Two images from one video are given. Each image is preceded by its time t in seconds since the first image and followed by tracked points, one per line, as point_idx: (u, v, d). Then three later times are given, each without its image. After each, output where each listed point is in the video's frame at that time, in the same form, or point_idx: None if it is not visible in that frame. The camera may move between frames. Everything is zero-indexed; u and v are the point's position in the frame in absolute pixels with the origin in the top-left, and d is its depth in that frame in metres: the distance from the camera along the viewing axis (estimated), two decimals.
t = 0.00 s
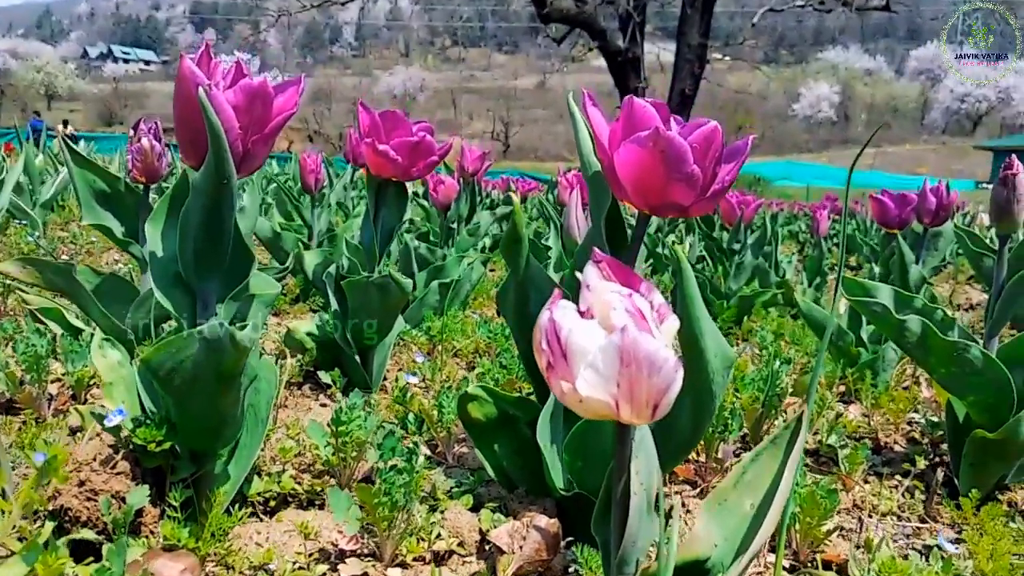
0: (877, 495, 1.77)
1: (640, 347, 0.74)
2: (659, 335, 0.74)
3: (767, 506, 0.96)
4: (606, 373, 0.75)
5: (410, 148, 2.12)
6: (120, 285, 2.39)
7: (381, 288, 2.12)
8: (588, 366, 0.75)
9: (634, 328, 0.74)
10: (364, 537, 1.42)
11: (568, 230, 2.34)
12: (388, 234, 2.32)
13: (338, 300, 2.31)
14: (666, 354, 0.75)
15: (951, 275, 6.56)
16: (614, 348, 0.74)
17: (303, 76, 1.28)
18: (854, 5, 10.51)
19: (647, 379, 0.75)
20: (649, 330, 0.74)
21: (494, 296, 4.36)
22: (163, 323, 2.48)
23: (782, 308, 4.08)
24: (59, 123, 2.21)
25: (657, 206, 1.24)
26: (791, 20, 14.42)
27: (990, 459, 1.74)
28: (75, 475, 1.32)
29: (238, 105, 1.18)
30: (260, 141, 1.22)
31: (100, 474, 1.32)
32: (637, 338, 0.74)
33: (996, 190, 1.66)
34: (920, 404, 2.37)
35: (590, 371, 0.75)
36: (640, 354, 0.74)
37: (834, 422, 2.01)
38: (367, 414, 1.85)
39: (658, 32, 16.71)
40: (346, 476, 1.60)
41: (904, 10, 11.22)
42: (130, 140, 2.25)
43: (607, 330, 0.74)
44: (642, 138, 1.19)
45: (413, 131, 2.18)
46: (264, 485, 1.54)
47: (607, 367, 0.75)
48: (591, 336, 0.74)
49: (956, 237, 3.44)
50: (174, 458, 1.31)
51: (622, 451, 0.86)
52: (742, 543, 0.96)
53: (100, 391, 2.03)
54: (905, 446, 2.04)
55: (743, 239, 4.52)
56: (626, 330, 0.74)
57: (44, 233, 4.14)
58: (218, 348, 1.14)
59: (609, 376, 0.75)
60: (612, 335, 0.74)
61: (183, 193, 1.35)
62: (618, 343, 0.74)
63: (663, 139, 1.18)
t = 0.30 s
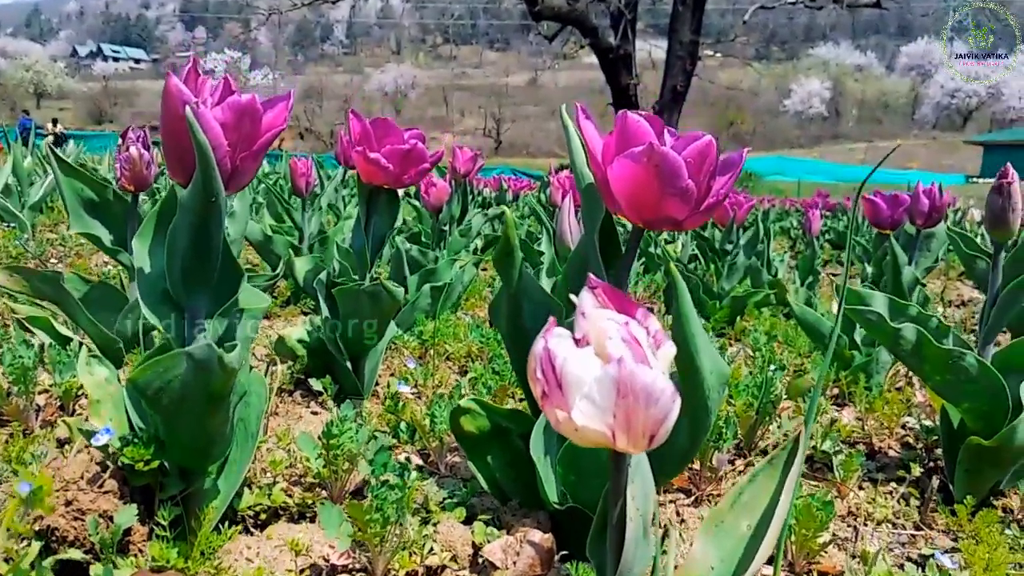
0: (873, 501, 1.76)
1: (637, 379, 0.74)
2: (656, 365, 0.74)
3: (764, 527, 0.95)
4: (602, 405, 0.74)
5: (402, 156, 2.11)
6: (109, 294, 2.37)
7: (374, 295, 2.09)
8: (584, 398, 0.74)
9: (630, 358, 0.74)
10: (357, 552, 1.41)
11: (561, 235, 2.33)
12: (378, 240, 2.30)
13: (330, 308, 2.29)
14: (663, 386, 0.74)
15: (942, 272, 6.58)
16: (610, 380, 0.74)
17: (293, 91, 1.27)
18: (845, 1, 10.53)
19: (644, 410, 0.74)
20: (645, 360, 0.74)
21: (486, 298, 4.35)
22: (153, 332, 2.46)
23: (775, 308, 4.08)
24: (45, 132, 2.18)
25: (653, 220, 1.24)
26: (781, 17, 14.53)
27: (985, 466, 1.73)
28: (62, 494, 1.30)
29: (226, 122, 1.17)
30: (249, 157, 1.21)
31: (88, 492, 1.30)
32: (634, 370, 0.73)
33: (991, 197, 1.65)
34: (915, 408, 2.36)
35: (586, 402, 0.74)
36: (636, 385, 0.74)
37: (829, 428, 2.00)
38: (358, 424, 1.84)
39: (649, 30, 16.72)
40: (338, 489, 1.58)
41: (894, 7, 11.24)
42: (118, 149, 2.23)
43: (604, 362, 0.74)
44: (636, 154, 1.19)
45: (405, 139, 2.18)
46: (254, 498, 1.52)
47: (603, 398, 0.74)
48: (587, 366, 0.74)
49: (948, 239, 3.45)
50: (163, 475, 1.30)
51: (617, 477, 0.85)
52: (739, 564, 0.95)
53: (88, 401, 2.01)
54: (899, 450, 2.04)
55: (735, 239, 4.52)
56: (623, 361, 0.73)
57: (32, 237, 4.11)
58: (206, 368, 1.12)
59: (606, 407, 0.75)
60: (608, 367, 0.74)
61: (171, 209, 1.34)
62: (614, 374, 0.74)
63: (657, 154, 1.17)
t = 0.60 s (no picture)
0: (868, 512, 1.75)
1: (639, 424, 0.73)
2: (658, 409, 0.74)
3: (763, 554, 0.94)
4: (603, 448, 0.74)
5: (392, 167, 2.11)
6: (97, 307, 2.35)
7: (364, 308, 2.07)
8: (584, 440, 0.74)
9: (632, 402, 0.74)
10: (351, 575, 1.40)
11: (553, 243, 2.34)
12: (369, 250, 2.29)
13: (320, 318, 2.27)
14: (665, 428, 0.74)
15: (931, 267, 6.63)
16: (611, 424, 0.74)
17: (279, 113, 1.28)
18: None
19: (645, 452, 0.74)
20: (648, 403, 0.74)
21: (477, 299, 4.34)
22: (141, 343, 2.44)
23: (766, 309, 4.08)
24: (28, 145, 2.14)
25: (649, 239, 1.29)
26: (769, 12, 14.58)
27: (981, 474, 1.73)
28: (49, 522, 1.31)
29: (214, 147, 1.18)
30: (238, 182, 1.21)
31: (74, 519, 1.31)
32: (635, 414, 0.73)
33: (987, 208, 1.69)
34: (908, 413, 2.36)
35: (586, 445, 0.74)
36: (638, 430, 0.74)
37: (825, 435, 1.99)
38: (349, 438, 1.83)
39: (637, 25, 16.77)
40: (329, 507, 1.56)
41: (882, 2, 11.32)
42: (104, 161, 2.21)
43: (604, 404, 0.74)
44: (633, 174, 1.24)
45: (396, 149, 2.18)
46: (247, 517, 1.51)
47: (604, 442, 0.74)
48: (588, 409, 0.74)
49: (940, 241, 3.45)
50: (152, 500, 1.28)
51: (617, 513, 0.85)
52: None
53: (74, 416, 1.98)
54: (894, 457, 2.02)
55: (726, 239, 4.52)
56: (624, 406, 0.73)
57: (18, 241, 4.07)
58: (196, 397, 1.11)
59: (606, 449, 0.75)
60: (608, 410, 0.74)
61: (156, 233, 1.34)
62: (615, 418, 0.74)
63: (654, 175, 1.22)
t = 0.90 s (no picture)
0: (867, 519, 1.74)
1: (643, 456, 0.72)
2: (662, 441, 0.73)
3: None
4: (605, 479, 0.73)
5: (386, 174, 2.10)
6: (87, 316, 2.33)
7: (357, 319, 2.05)
8: (586, 471, 0.73)
9: (635, 431, 0.73)
10: None
11: (548, 249, 2.34)
12: (362, 257, 2.28)
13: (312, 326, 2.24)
14: (670, 458, 0.73)
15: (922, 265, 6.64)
16: (614, 455, 0.73)
17: (270, 128, 1.27)
18: None
19: (649, 483, 0.73)
20: (651, 431, 0.73)
21: (471, 302, 4.34)
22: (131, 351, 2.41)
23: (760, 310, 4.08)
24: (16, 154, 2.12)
25: (646, 251, 1.28)
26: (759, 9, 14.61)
27: (979, 480, 1.72)
28: (41, 546, 1.35)
29: (205, 163, 1.16)
30: (229, 198, 1.20)
31: (67, 543, 1.35)
32: (638, 446, 0.72)
33: (984, 215, 1.71)
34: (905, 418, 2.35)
35: (588, 475, 0.73)
36: (641, 461, 0.73)
37: (821, 441, 1.99)
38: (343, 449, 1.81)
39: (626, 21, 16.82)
40: (323, 522, 1.54)
41: None
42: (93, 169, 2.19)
43: (607, 434, 0.73)
44: (631, 188, 1.23)
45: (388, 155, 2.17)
46: (241, 532, 1.49)
47: (606, 472, 0.73)
48: (590, 438, 0.73)
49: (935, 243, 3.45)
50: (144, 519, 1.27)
51: (617, 542, 0.84)
52: None
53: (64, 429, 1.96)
54: (892, 463, 2.01)
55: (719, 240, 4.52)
56: (628, 437, 0.73)
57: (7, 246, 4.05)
58: (186, 420, 1.10)
59: (609, 479, 0.74)
60: (611, 441, 0.73)
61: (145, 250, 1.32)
62: (618, 450, 0.73)
63: (652, 189, 1.21)
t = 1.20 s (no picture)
0: (865, 529, 1.74)
1: (645, 495, 0.71)
2: (665, 478, 0.71)
3: None
4: (608, 519, 0.72)
5: (376, 182, 2.07)
6: (76, 328, 2.30)
7: (350, 331, 2.03)
8: (588, 510, 0.72)
9: (636, 469, 0.71)
10: None
11: (540, 256, 2.34)
12: (353, 265, 2.26)
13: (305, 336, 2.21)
14: (673, 496, 0.72)
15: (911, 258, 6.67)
16: (617, 496, 0.71)
17: (261, 145, 1.25)
18: None
19: (652, 521, 0.72)
20: (653, 468, 0.72)
21: (462, 303, 4.33)
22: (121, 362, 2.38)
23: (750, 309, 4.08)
24: None
25: (642, 266, 1.27)
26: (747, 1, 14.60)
27: (976, 486, 1.71)
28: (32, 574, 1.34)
29: (196, 185, 1.14)
30: (220, 219, 1.18)
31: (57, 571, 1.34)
32: (642, 485, 0.71)
33: (979, 220, 1.68)
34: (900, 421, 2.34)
35: (590, 514, 0.72)
36: (645, 500, 0.71)
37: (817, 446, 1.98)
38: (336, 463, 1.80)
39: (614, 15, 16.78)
40: (317, 541, 1.52)
41: None
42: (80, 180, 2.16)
43: (609, 472, 0.71)
44: (626, 204, 1.21)
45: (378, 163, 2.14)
46: (234, 553, 1.48)
47: (609, 512, 0.72)
48: (593, 477, 0.71)
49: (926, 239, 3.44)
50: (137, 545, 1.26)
51: None
52: None
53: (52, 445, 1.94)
54: (888, 468, 2.00)
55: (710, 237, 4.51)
56: (630, 476, 0.71)
57: None
58: (178, 450, 1.08)
59: (612, 519, 0.72)
60: (614, 480, 0.71)
61: (136, 269, 1.29)
62: (620, 489, 0.71)
63: (647, 206, 1.20)
